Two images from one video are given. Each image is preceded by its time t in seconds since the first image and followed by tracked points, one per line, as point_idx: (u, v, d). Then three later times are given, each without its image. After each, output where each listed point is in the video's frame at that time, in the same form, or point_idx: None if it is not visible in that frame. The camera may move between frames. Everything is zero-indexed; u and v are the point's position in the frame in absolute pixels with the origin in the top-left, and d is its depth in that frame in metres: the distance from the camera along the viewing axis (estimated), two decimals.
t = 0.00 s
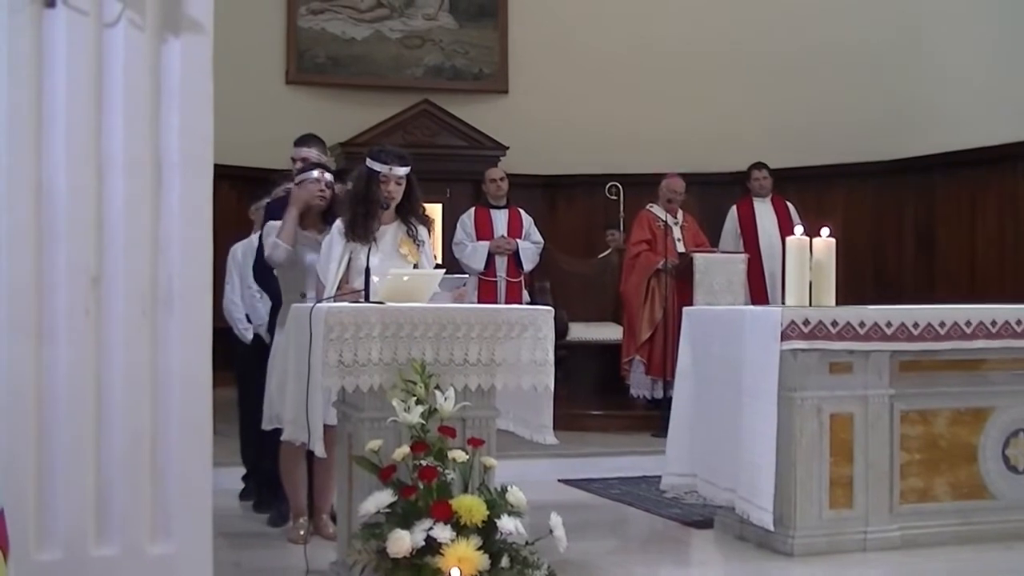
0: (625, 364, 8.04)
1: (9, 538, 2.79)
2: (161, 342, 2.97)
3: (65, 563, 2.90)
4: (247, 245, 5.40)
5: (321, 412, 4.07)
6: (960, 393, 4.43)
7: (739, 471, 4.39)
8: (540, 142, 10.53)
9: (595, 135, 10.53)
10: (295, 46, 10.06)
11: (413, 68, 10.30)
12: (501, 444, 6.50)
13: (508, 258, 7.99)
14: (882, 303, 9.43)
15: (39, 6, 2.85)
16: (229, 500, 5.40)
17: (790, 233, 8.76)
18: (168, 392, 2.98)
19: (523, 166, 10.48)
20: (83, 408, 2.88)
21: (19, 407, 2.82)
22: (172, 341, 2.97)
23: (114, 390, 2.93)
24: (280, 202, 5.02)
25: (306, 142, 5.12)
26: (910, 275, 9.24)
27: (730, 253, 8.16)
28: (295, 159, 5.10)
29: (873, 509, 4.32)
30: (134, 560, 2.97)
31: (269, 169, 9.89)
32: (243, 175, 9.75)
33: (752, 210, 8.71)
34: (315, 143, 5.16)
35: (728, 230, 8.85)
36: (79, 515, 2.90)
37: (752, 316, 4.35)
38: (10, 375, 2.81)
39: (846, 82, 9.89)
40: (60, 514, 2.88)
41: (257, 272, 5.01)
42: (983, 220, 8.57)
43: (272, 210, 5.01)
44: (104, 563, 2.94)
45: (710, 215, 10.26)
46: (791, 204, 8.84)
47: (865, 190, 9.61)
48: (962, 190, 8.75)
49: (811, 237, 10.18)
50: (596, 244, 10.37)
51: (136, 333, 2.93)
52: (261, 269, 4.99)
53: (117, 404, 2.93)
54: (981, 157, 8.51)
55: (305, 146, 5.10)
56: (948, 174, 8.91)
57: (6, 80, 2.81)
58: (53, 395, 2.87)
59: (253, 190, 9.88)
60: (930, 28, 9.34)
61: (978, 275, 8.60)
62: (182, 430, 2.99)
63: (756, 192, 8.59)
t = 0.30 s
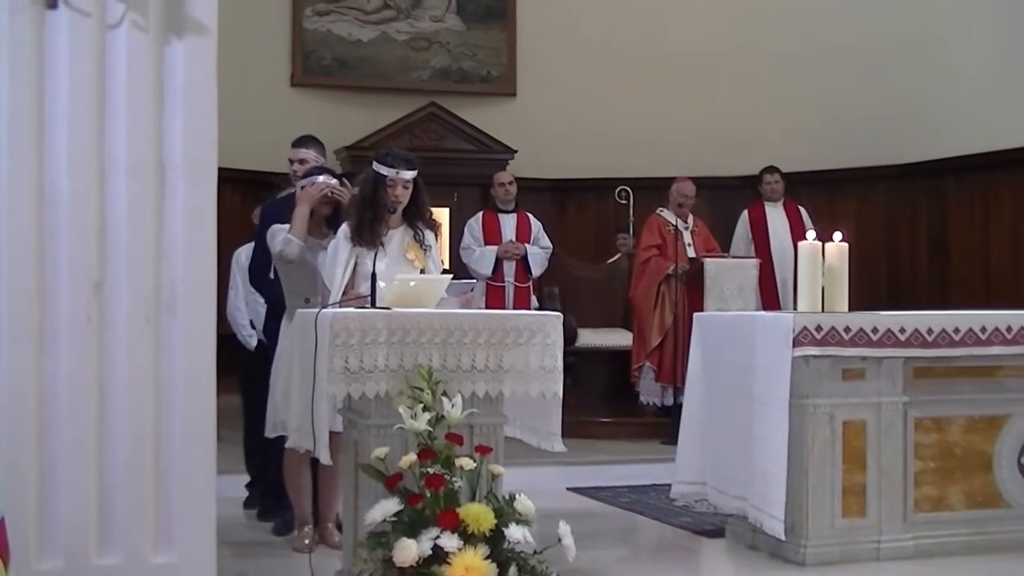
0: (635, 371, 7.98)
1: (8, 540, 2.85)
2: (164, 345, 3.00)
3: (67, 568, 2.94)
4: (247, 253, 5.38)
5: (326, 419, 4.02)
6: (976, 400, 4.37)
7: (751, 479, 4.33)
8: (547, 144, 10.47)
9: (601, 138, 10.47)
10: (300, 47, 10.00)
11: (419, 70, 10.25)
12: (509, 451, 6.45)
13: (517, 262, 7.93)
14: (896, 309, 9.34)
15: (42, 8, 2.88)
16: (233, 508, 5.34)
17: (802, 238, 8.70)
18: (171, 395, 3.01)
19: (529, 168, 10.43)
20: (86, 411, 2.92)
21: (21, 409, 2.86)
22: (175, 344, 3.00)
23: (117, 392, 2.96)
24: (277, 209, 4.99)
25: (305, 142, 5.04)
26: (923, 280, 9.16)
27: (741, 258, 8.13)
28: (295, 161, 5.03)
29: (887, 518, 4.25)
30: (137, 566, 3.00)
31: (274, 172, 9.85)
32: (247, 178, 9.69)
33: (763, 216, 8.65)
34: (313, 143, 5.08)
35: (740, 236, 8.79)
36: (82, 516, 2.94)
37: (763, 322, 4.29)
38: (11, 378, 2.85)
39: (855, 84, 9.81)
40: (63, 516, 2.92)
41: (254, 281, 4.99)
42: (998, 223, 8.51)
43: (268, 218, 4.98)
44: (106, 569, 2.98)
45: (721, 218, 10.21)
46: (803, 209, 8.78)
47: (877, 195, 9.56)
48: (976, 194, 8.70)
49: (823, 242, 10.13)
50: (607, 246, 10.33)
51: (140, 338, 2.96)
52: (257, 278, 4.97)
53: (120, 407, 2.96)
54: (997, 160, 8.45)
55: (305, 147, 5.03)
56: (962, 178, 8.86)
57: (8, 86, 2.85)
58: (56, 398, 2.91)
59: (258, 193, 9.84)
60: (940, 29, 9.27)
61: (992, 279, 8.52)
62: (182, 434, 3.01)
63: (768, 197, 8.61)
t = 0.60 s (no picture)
0: (643, 375, 7.91)
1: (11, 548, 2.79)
2: (166, 347, 2.96)
3: None
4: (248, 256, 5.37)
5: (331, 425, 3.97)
6: (989, 405, 4.31)
7: (762, 484, 4.28)
8: (553, 145, 10.43)
9: (608, 139, 10.42)
10: (305, 48, 9.96)
11: (426, 70, 10.21)
12: (517, 456, 6.40)
13: (525, 265, 7.86)
14: (908, 311, 9.28)
15: (44, 9, 2.83)
16: (237, 514, 5.29)
17: (813, 241, 8.66)
18: (173, 399, 2.98)
19: (535, 170, 10.38)
20: (88, 414, 2.87)
21: (21, 411, 2.81)
22: (178, 347, 2.97)
23: (119, 396, 2.92)
24: (274, 215, 5.02)
25: (303, 145, 5.00)
26: (936, 281, 9.10)
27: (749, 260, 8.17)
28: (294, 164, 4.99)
29: (899, 524, 4.20)
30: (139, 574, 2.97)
31: (279, 174, 9.81)
32: (250, 180, 9.64)
33: (774, 217, 8.62)
34: (311, 146, 5.04)
35: (750, 238, 8.73)
36: (83, 521, 2.89)
37: (774, 326, 4.23)
38: (12, 380, 2.80)
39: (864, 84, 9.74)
40: (64, 520, 2.87)
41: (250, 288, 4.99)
42: (1010, 224, 8.41)
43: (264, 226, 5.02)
44: None
45: (732, 219, 10.14)
46: (814, 211, 8.72)
47: (888, 196, 9.48)
48: (988, 195, 8.61)
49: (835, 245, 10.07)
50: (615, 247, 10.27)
51: (143, 341, 2.92)
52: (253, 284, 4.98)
53: (122, 411, 2.92)
54: (1007, 161, 8.37)
55: (304, 149, 4.98)
56: (974, 179, 8.77)
57: (10, 87, 2.79)
58: (56, 401, 2.86)
59: (263, 195, 9.81)
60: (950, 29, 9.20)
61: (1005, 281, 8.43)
62: (186, 438, 2.98)
63: (779, 198, 8.47)
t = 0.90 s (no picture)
0: (654, 379, 7.83)
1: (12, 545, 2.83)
2: (169, 349, 3.01)
3: None
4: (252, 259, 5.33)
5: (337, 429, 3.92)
6: (1005, 410, 4.25)
7: (776, 490, 4.22)
8: (560, 146, 10.37)
9: (617, 140, 10.36)
10: (311, 48, 9.90)
11: (432, 70, 10.14)
12: (525, 462, 6.34)
13: (534, 268, 7.79)
14: (923, 314, 9.20)
15: (47, 11, 2.88)
16: (241, 521, 5.23)
17: (825, 243, 8.57)
18: (176, 401, 3.02)
19: (541, 171, 10.32)
20: (90, 415, 2.92)
21: (21, 411, 2.85)
22: (180, 349, 3.01)
23: (121, 398, 2.96)
24: (272, 220, 5.00)
25: (306, 145, 4.92)
26: (951, 283, 9.02)
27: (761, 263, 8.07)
28: (297, 166, 4.92)
29: (914, 531, 4.13)
30: None
31: (283, 175, 9.75)
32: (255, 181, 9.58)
33: (786, 220, 8.55)
34: (313, 146, 4.96)
35: (762, 239, 8.66)
36: (84, 522, 2.92)
37: (785, 330, 4.18)
38: (13, 380, 2.85)
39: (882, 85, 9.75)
40: (65, 520, 2.91)
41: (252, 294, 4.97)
42: None
43: (264, 232, 5.00)
44: None
45: (743, 222, 10.07)
46: (826, 212, 8.65)
47: (902, 198, 9.41)
48: (1004, 196, 8.53)
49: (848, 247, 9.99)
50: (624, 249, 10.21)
51: (145, 344, 2.97)
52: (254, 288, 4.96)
53: (124, 412, 2.97)
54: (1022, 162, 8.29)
55: (309, 151, 4.92)
56: (991, 180, 8.68)
57: (13, 93, 2.85)
58: (59, 401, 2.91)
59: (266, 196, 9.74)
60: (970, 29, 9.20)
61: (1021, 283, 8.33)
62: (188, 439, 3.02)
63: (790, 199, 8.42)
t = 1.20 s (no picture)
0: (665, 384, 7.72)
1: None
2: (165, 366, 2.37)
3: None
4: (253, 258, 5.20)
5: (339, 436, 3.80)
6: None
7: (792, 499, 4.10)
8: (567, 146, 10.27)
9: (626, 138, 10.27)
10: (312, 43, 9.82)
11: (437, 67, 10.04)
12: (532, 470, 6.22)
13: (541, 270, 7.64)
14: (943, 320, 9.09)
15: None
16: (241, 531, 5.11)
17: (841, 244, 8.46)
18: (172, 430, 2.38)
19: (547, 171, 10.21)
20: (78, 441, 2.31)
21: None
22: (177, 367, 2.37)
23: (111, 421, 2.34)
24: (278, 222, 4.91)
25: (313, 141, 4.81)
26: (970, 286, 8.92)
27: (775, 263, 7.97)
28: (305, 164, 4.83)
29: (934, 541, 4.00)
30: None
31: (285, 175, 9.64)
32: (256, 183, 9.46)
33: (801, 220, 8.43)
34: (319, 143, 4.85)
35: (776, 241, 8.53)
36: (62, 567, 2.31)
37: (801, 335, 4.07)
38: None
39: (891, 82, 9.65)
40: None
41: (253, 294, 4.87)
42: None
43: (269, 233, 4.91)
44: None
45: (758, 224, 9.97)
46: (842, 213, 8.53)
47: (917, 199, 9.31)
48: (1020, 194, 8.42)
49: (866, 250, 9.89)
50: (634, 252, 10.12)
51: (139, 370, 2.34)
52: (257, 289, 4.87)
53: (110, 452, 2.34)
54: None
55: (315, 148, 4.81)
56: (1007, 179, 8.56)
57: None
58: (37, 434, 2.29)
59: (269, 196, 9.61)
60: (984, 27, 9.15)
61: None
62: (184, 475, 2.38)
63: (806, 200, 8.27)
